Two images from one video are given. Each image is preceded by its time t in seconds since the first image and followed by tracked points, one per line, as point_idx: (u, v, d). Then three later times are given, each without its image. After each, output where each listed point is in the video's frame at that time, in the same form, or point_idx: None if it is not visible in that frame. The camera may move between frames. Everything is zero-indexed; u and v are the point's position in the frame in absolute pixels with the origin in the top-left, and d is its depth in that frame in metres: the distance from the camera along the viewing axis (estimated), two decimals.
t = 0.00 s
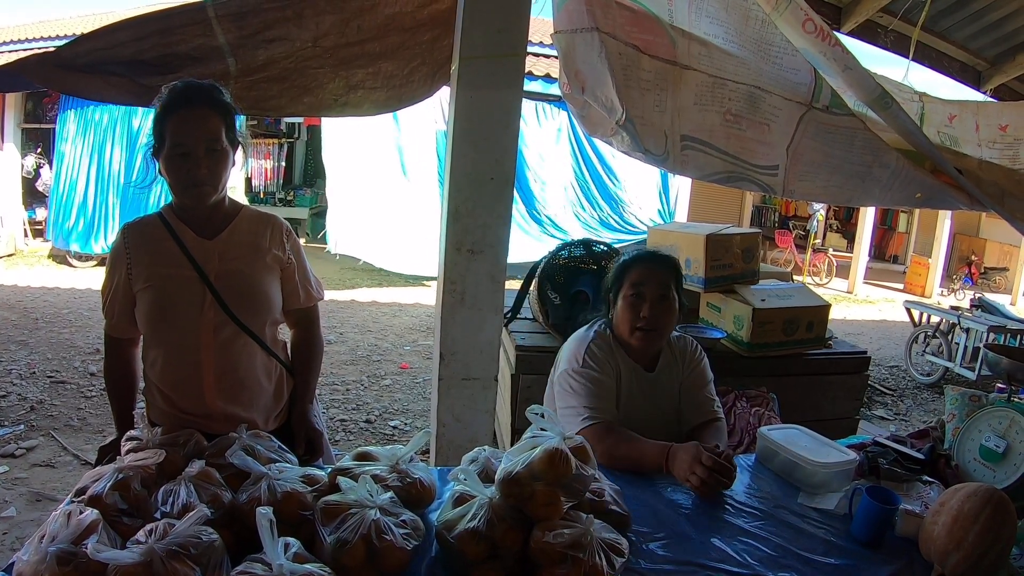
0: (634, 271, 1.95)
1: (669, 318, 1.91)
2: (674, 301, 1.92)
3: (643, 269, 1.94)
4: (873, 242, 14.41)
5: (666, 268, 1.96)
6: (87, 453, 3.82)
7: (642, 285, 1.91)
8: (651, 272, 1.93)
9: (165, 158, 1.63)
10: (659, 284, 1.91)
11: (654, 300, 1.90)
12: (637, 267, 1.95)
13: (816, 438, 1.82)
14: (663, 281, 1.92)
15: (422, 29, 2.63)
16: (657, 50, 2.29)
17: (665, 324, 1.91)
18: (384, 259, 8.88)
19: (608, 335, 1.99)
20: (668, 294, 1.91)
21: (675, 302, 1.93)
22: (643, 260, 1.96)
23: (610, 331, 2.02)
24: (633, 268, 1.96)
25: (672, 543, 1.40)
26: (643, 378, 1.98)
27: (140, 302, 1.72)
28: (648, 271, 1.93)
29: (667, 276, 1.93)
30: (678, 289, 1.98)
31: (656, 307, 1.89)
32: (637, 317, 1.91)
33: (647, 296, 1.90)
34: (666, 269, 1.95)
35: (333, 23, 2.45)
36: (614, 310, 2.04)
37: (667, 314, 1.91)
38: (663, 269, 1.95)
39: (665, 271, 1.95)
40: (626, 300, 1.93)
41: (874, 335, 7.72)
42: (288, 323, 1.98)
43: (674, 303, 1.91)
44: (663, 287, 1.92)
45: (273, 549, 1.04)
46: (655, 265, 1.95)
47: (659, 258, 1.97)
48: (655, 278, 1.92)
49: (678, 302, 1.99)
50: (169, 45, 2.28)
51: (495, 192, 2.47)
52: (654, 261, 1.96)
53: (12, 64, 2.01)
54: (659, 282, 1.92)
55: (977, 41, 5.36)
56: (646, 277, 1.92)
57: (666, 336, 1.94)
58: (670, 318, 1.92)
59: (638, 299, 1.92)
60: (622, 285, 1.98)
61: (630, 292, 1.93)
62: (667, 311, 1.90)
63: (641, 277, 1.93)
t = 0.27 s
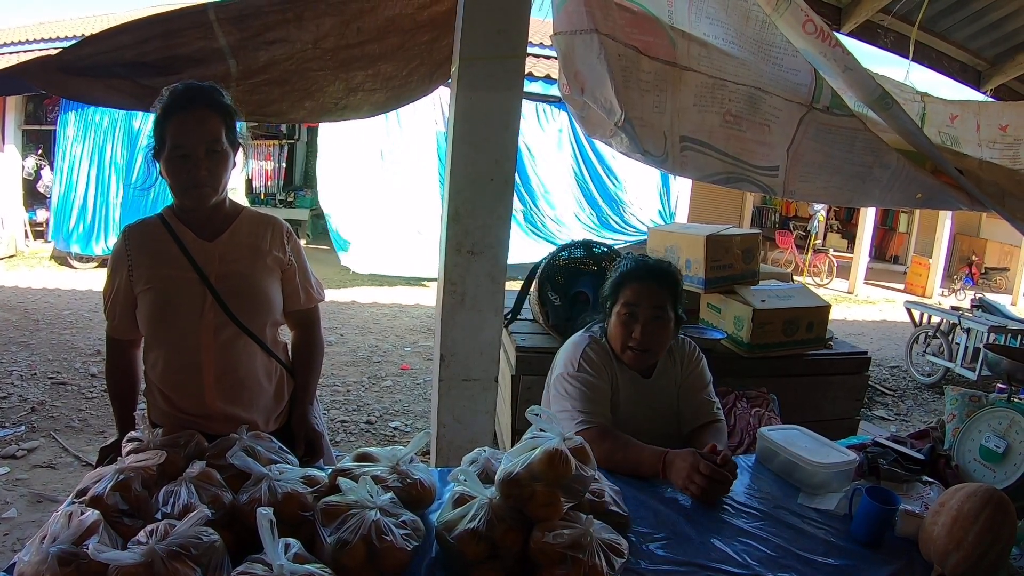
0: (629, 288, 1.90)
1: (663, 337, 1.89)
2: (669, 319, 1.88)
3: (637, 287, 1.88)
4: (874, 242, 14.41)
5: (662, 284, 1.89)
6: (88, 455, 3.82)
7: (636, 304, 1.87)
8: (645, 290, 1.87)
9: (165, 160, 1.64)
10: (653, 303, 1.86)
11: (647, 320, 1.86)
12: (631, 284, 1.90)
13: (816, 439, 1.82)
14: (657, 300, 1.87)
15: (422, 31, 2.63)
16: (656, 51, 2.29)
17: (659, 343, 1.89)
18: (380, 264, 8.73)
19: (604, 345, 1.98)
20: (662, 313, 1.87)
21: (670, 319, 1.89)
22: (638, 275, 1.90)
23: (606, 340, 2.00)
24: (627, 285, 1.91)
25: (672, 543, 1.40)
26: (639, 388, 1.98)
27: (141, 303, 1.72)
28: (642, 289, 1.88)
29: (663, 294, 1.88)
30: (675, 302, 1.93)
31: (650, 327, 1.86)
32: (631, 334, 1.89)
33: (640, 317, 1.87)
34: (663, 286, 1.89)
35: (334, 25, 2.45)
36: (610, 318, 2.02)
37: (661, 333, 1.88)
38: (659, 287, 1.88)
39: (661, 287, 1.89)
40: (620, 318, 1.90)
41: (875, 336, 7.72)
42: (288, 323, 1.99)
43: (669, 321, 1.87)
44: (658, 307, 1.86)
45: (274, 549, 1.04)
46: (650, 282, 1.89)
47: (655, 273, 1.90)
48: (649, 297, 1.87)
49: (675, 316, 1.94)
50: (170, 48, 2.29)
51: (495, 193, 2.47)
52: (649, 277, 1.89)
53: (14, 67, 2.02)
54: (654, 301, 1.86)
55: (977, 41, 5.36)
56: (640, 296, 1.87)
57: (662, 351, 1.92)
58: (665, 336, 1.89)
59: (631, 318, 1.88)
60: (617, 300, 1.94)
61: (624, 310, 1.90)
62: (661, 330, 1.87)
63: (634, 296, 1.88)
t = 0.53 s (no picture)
0: (625, 289, 1.90)
1: (660, 338, 1.89)
2: (666, 319, 1.88)
3: (633, 289, 1.89)
4: (875, 242, 14.40)
5: (657, 284, 1.90)
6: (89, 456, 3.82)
7: (632, 306, 1.87)
8: (641, 292, 1.88)
9: (165, 163, 1.64)
10: (649, 305, 1.87)
11: (644, 322, 1.86)
12: (626, 286, 1.90)
13: (816, 439, 1.82)
14: (654, 301, 1.87)
15: (423, 32, 2.64)
16: (656, 52, 2.30)
17: (656, 343, 1.89)
18: (382, 264, 8.72)
19: (601, 348, 1.98)
20: (659, 314, 1.88)
21: (667, 320, 1.89)
22: (633, 276, 1.91)
23: (603, 342, 2.01)
24: (623, 287, 1.91)
25: (672, 543, 1.41)
26: (637, 390, 1.98)
27: (142, 305, 1.73)
28: (638, 291, 1.88)
29: (659, 295, 1.88)
30: (671, 302, 1.93)
31: (647, 328, 1.87)
32: (628, 336, 1.90)
33: (637, 318, 1.87)
34: (659, 287, 1.90)
35: (334, 27, 2.45)
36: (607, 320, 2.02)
37: (658, 335, 1.88)
38: (655, 288, 1.89)
39: (656, 288, 1.89)
40: (617, 320, 1.91)
41: (876, 336, 7.71)
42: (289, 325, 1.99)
43: (666, 323, 1.88)
44: (654, 307, 1.87)
45: (274, 549, 1.05)
46: (645, 283, 1.89)
47: (650, 274, 1.91)
48: (645, 298, 1.87)
49: (672, 317, 1.95)
50: (171, 50, 2.29)
51: (495, 194, 2.48)
52: (645, 279, 1.90)
53: (15, 69, 2.03)
54: (650, 302, 1.87)
55: (977, 41, 5.36)
56: (636, 298, 1.87)
57: (659, 352, 1.93)
58: (662, 337, 1.89)
59: (628, 320, 1.89)
60: (614, 302, 1.94)
61: (620, 312, 1.90)
62: (658, 331, 1.88)
63: (631, 298, 1.88)
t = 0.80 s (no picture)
0: (627, 287, 1.90)
1: (662, 336, 1.89)
2: (668, 318, 1.88)
3: (635, 287, 1.89)
4: (876, 241, 14.39)
5: (659, 282, 1.90)
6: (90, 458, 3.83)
7: (634, 303, 1.87)
8: (643, 290, 1.88)
9: (165, 165, 1.65)
10: (651, 303, 1.87)
11: (646, 319, 1.86)
12: (628, 284, 1.90)
13: (817, 439, 1.82)
14: (656, 300, 1.87)
15: (423, 34, 2.64)
16: (656, 52, 2.30)
17: (658, 341, 1.89)
18: (383, 265, 8.72)
19: (602, 346, 1.98)
20: (661, 312, 1.87)
21: (669, 318, 1.89)
22: (635, 274, 1.91)
23: (605, 341, 2.01)
24: (625, 285, 1.91)
25: (673, 543, 1.41)
26: (639, 389, 1.98)
27: (143, 307, 1.73)
28: (640, 288, 1.88)
29: (661, 293, 1.88)
30: (673, 300, 1.93)
31: (649, 325, 1.86)
32: (630, 334, 1.89)
33: (639, 316, 1.87)
34: (661, 285, 1.90)
35: (335, 28, 2.45)
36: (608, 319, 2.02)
37: (660, 333, 1.88)
38: (657, 286, 1.89)
39: (658, 285, 1.89)
40: (619, 318, 1.91)
41: (878, 335, 7.69)
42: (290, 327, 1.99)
43: (668, 321, 1.88)
44: (656, 305, 1.87)
45: (274, 551, 1.05)
46: (647, 281, 1.89)
47: (652, 272, 1.91)
48: (647, 296, 1.87)
49: (674, 315, 1.95)
50: (171, 51, 2.29)
51: (495, 195, 2.48)
52: (647, 276, 1.90)
53: (15, 71, 2.03)
54: (652, 300, 1.87)
55: (978, 39, 5.35)
56: (638, 296, 1.87)
57: (661, 351, 1.93)
58: (664, 336, 1.89)
59: (630, 318, 1.88)
60: (616, 300, 1.94)
61: (622, 310, 1.90)
62: (660, 330, 1.87)
63: (633, 296, 1.88)
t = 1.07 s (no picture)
0: (630, 286, 1.90)
1: (665, 336, 1.88)
2: (671, 317, 1.88)
3: (638, 286, 1.89)
4: (879, 239, 14.37)
5: (663, 281, 1.90)
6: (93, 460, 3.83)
7: (637, 302, 1.87)
8: (647, 289, 1.87)
9: (165, 167, 1.64)
10: (654, 302, 1.87)
11: (650, 318, 1.86)
12: (632, 283, 1.90)
13: (820, 438, 1.81)
14: (659, 299, 1.87)
15: (424, 34, 2.64)
16: (657, 51, 2.29)
17: (662, 341, 1.89)
18: (385, 266, 8.75)
19: (605, 345, 1.97)
20: (665, 311, 1.87)
21: (672, 318, 1.89)
22: (639, 274, 1.90)
23: (608, 339, 2.00)
24: (629, 284, 1.91)
25: (677, 544, 1.40)
26: (642, 389, 1.98)
27: (144, 308, 1.73)
28: (644, 287, 1.88)
29: (665, 292, 1.88)
30: (677, 301, 1.93)
31: (652, 325, 1.86)
32: (633, 333, 1.89)
33: (642, 315, 1.87)
34: (665, 284, 1.89)
35: (335, 30, 2.45)
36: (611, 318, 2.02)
37: (664, 332, 1.88)
38: (661, 285, 1.89)
39: (662, 285, 1.89)
40: (622, 317, 1.90)
41: (881, 334, 7.68)
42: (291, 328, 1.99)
43: (671, 320, 1.87)
44: (660, 304, 1.87)
45: (276, 552, 1.04)
46: (651, 280, 1.89)
47: (657, 270, 1.91)
48: (651, 295, 1.87)
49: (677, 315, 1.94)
50: (171, 53, 2.29)
51: (496, 195, 2.47)
52: (651, 275, 1.90)
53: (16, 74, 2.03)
54: (655, 299, 1.87)
55: (980, 37, 5.35)
56: (642, 295, 1.87)
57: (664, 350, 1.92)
58: (667, 335, 1.89)
59: (633, 317, 1.88)
60: (619, 298, 1.94)
61: (625, 309, 1.90)
62: (663, 329, 1.87)
63: (636, 295, 1.88)
